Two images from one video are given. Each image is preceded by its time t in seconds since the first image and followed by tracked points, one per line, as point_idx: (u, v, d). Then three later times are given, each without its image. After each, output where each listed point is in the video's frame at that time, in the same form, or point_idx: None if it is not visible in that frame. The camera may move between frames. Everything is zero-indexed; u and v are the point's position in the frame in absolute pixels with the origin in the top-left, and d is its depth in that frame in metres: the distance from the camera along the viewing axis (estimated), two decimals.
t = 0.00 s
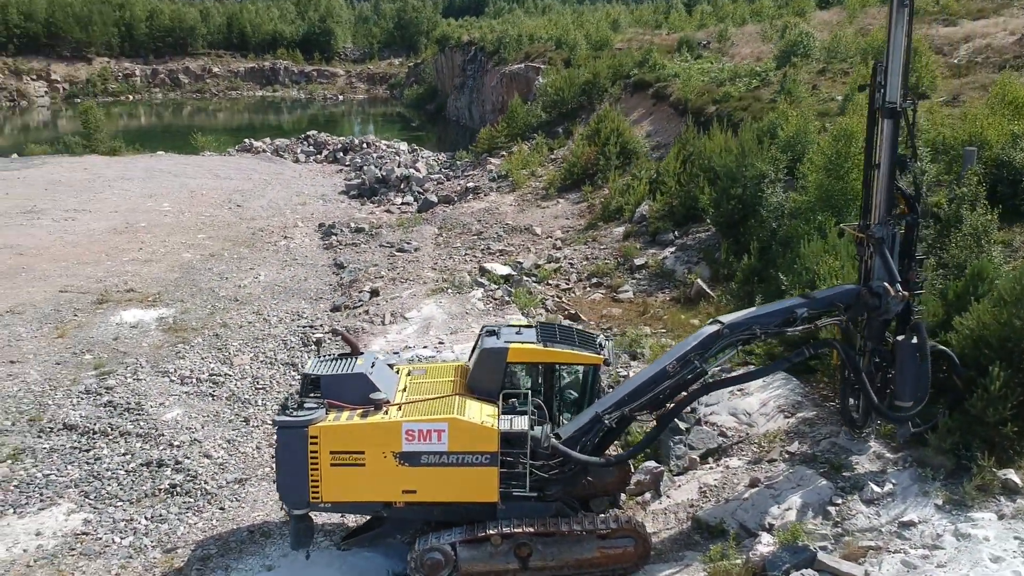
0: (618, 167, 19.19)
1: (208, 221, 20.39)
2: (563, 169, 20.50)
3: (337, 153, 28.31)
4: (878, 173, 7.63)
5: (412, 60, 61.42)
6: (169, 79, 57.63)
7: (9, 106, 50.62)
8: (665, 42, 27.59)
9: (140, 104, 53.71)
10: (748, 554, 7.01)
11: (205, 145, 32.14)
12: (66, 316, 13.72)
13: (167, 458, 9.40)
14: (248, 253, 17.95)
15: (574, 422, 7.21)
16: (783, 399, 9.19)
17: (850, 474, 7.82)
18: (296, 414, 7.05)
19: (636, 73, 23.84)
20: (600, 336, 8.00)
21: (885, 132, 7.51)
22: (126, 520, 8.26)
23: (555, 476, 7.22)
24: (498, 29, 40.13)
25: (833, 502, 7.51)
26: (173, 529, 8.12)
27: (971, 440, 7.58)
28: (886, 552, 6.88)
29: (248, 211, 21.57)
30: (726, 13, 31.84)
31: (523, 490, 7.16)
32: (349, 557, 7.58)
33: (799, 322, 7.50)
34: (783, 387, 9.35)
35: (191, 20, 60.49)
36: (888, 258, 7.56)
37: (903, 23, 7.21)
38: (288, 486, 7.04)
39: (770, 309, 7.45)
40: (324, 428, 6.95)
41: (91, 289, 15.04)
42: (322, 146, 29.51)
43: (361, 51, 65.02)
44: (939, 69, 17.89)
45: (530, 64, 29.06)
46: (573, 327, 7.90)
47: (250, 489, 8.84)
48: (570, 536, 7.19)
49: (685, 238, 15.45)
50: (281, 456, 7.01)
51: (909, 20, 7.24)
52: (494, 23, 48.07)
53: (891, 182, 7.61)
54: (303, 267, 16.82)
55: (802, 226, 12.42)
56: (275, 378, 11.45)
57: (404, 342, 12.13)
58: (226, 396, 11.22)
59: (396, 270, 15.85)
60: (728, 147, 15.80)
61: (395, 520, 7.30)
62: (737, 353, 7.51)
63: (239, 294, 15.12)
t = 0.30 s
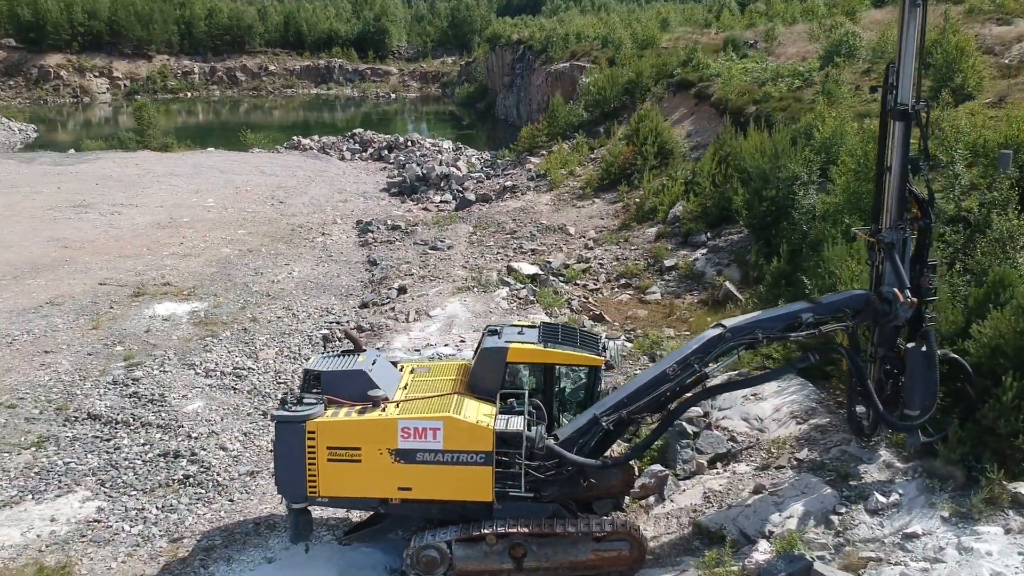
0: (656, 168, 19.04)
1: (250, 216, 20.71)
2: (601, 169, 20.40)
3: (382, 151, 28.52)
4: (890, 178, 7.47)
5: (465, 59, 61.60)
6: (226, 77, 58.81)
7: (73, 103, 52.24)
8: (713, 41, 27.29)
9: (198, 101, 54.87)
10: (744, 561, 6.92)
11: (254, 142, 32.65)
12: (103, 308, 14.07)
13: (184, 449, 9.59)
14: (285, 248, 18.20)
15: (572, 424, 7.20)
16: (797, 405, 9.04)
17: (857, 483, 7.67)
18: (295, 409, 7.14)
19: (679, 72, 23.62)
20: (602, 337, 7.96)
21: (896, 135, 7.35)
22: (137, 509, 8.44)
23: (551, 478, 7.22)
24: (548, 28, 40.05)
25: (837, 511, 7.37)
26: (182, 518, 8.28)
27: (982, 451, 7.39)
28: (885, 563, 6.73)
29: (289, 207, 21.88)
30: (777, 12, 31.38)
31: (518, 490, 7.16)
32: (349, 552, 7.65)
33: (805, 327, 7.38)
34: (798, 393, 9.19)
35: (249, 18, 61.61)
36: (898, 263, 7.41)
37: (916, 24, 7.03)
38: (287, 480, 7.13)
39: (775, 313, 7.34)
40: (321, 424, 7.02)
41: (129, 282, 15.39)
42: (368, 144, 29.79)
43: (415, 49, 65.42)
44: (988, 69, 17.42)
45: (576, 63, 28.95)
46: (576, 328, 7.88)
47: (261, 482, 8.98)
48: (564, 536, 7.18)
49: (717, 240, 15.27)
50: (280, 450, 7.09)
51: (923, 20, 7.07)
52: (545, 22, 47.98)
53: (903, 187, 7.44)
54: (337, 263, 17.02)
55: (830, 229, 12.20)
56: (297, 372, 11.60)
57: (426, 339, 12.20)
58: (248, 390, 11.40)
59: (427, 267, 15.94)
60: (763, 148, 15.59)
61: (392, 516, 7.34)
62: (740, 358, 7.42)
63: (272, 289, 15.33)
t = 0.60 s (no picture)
0: (691, 169, 18.88)
1: (288, 212, 20.98)
2: (636, 169, 20.28)
3: (423, 149, 28.68)
4: (898, 181, 7.33)
5: (515, 57, 61.63)
6: (279, 75, 59.72)
7: (130, 100, 53.56)
8: (757, 41, 26.96)
9: (251, 99, 55.80)
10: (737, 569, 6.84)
11: (300, 140, 33.05)
12: (136, 301, 14.38)
13: (199, 442, 9.76)
14: (319, 244, 18.41)
15: (568, 427, 7.20)
16: (807, 412, 8.88)
17: (860, 492, 7.53)
18: (292, 406, 7.22)
19: (720, 72, 23.38)
20: (603, 340, 7.94)
21: (905, 138, 7.21)
22: (148, 500, 8.61)
23: (546, 480, 7.23)
24: (594, 27, 39.90)
25: (837, 521, 7.24)
26: (189, 510, 8.43)
27: (989, 463, 7.21)
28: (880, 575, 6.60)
29: (327, 204, 22.13)
30: (825, 11, 30.87)
31: (512, 491, 7.16)
32: (348, 548, 7.72)
33: (807, 333, 7.27)
34: (809, 399, 9.03)
35: (302, 17, 62.50)
36: (905, 269, 7.27)
37: (924, 24, 6.90)
38: (285, 476, 7.22)
39: (777, 318, 7.24)
40: (318, 421, 7.10)
41: (164, 276, 15.70)
42: (410, 143, 29.99)
43: (465, 48, 65.61)
44: None
45: (618, 62, 28.80)
46: (577, 330, 7.86)
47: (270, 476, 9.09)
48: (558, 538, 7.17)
49: (746, 242, 15.06)
50: (277, 446, 7.18)
51: (930, 20, 6.94)
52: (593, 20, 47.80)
53: (911, 191, 7.30)
54: (368, 261, 17.17)
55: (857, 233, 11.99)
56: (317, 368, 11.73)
57: (445, 337, 12.26)
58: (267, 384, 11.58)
59: (455, 266, 16.01)
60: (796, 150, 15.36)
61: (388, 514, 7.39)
62: (740, 363, 7.34)
63: (301, 285, 15.52)
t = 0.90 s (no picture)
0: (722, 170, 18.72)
1: (322, 209, 21.22)
2: (669, 170, 20.13)
3: (462, 148, 28.78)
4: (902, 187, 7.20)
5: (561, 56, 61.51)
6: (327, 73, 60.41)
7: (181, 98, 54.62)
8: (798, 41, 26.61)
9: (299, 97, 56.51)
10: None
11: (341, 138, 33.39)
12: (165, 296, 14.66)
13: (212, 435, 9.92)
14: (349, 241, 18.60)
15: (559, 429, 7.19)
16: (814, 419, 8.75)
17: (858, 502, 7.41)
18: (289, 403, 7.32)
19: (758, 72, 23.12)
20: (602, 343, 7.91)
21: (908, 143, 7.08)
22: (157, 491, 8.79)
23: (537, 482, 7.24)
24: (638, 26, 39.66)
25: (832, 530, 7.13)
26: (195, 502, 8.58)
27: (991, 474, 7.06)
28: None
29: (362, 201, 22.34)
30: (872, 10, 30.36)
31: (503, 492, 7.17)
32: (345, 544, 7.82)
33: (805, 339, 7.17)
34: (817, 406, 8.90)
35: (351, 16, 63.15)
36: (907, 275, 7.14)
37: (926, 26, 6.78)
38: (281, 472, 7.33)
39: (773, 323, 7.16)
40: (312, 418, 7.20)
41: (194, 272, 15.98)
42: (448, 142, 30.14)
43: (512, 46, 65.67)
44: None
45: (657, 62, 28.64)
46: (575, 332, 7.85)
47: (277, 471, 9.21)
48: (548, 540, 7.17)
49: (773, 245, 14.87)
50: (273, 442, 7.30)
51: (934, 22, 6.80)
52: (638, 19, 47.53)
53: (915, 196, 7.16)
54: (395, 259, 17.30)
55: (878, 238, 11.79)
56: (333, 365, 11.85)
57: (462, 336, 12.31)
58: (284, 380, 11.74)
59: (480, 265, 16.06)
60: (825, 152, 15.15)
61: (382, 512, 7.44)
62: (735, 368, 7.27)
63: (328, 281, 15.67)
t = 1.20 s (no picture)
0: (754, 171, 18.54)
1: (356, 206, 21.43)
2: (701, 170, 19.97)
3: (499, 147, 28.84)
4: (902, 191, 7.12)
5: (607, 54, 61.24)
6: (374, 72, 60.90)
7: (231, 96, 55.53)
8: (841, 40, 26.21)
9: (346, 95, 57.07)
10: None
11: (382, 136, 33.63)
12: (194, 290, 14.94)
13: (225, 427, 10.11)
14: (379, 238, 18.76)
15: (551, 429, 7.22)
16: (820, 424, 8.65)
17: (855, 509, 7.31)
18: (287, 398, 7.46)
19: (797, 71, 22.82)
20: (599, 343, 7.93)
21: (909, 146, 6.99)
22: (167, 482, 8.99)
23: (528, 481, 7.27)
24: (681, 24, 39.33)
25: (826, 536, 7.06)
26: (203, 494, 8.76)
27: (990, 485, 6.93)
28: None
29: (396, 199, 22.51)
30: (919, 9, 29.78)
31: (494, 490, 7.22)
32: (344, 537, 7.93)
33: (800, 344, 7.10)
34: (824, 411, 8.78)
35: (399, 15, 63.62)
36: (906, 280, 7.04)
37: (927, 28, 6.69)
38: (278, 466, 7.46)
39: (768, 327, 7.10)
40: (308, 413, 7.31)
41: (224, 267, 16.25)
42: (486, 140, 30.22)
43: (559, 45, 65.53)
44: None
45: (697, 61, 28.43)
46: (573, 333, 7.88)
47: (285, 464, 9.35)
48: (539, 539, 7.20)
49: (800, 247, 14.68)
50: (271, 436, 7.43)
51: (935, 24, 6.71)
52: (683, 16, 47.10)
53: (915, 200, 7.07)
54: (423, 257, 17.42)
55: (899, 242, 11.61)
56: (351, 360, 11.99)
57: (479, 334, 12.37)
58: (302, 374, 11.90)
59: (505, 264, 16.11)
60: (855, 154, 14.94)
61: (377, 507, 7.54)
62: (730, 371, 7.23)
63: (354, 278, 15.83)
